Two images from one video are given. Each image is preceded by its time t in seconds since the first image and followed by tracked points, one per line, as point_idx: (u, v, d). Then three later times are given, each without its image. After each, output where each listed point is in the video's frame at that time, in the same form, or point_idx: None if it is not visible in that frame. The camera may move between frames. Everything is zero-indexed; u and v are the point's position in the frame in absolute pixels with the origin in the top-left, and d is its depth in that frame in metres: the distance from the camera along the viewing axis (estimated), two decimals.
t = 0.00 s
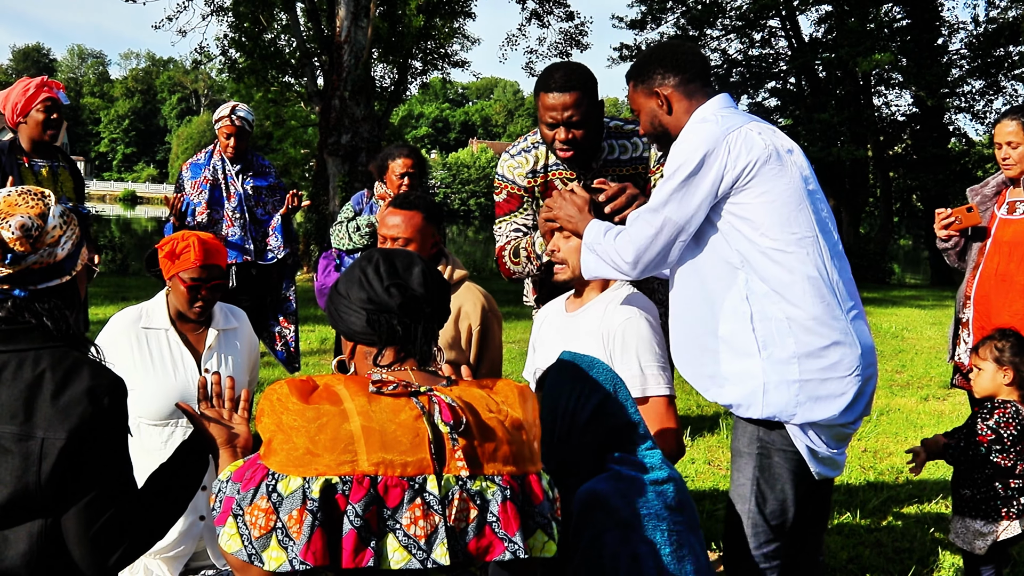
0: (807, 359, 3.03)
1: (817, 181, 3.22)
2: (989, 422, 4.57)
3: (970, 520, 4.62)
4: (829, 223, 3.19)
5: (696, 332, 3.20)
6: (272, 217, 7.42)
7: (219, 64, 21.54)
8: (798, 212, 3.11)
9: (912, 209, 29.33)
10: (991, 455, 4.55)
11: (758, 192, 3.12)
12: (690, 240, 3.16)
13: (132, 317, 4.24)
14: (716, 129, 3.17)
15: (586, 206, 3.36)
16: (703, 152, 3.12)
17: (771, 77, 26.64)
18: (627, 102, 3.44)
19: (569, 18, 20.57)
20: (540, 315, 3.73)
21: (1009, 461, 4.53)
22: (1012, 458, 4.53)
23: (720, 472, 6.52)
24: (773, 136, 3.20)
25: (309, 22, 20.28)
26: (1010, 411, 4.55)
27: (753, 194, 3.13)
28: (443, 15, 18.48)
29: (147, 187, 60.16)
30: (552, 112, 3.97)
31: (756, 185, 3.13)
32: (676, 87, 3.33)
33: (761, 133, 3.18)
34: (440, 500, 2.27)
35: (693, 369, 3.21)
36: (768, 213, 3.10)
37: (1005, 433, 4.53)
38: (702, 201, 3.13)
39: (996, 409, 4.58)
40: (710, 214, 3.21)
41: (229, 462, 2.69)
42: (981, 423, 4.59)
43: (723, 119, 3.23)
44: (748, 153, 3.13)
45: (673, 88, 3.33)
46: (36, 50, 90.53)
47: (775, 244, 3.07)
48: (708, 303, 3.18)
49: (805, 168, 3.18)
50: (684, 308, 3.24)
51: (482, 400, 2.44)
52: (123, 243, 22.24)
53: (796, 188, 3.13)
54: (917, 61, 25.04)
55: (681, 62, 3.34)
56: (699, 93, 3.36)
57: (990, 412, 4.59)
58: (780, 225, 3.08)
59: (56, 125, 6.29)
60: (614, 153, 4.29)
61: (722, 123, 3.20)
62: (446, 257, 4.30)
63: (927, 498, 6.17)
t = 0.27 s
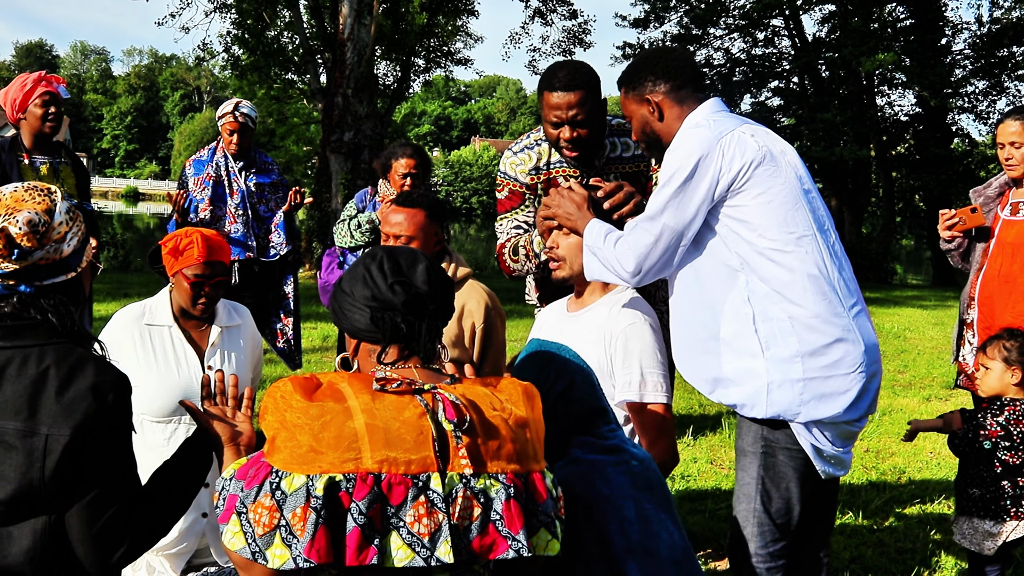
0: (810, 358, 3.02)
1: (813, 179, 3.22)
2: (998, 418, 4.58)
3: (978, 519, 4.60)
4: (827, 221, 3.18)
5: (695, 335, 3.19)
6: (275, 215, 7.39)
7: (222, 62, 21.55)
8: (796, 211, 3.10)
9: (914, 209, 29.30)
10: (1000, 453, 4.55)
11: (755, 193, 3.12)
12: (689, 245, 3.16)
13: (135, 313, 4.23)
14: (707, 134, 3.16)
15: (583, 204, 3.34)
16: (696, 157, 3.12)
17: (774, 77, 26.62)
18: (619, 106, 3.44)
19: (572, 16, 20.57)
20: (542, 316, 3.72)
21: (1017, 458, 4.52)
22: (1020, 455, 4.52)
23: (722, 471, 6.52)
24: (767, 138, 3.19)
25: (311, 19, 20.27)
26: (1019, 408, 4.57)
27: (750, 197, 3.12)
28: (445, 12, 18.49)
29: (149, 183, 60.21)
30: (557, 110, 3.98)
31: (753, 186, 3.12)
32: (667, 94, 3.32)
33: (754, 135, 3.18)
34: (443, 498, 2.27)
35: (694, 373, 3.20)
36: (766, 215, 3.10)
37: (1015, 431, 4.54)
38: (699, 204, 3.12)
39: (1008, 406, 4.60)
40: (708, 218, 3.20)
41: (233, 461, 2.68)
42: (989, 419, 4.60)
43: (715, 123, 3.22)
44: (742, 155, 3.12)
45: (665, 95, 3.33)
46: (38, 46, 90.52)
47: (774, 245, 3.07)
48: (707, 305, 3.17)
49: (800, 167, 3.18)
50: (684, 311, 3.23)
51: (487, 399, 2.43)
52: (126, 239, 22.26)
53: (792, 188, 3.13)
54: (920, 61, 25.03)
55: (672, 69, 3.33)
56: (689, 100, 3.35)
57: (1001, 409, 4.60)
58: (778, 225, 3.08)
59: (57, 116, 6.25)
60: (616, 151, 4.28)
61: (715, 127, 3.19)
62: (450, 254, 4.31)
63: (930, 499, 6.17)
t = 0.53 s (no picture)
0: (805, 357, 3.01)
1: (811, 177, 3.21)
2: (1008, 412, 4.58)
3: (985, 515, 4.63)
4: (824, 219, 3.18)
5: (693, 333, 3.19)
6: (276, 210, 7.40)
7: (224, 57, 21.53)
8: (792, 209, 3.10)
9: (915, 207, 29.29)
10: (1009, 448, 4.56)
11: (750, 192, 3.11)
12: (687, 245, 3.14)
13: (137, 309, 4.23)
14: (703, 133, 3.15)
15: (588, 204, 3.29)
16: (692, 156, 3.11)
17: (776, 74, 26.60)
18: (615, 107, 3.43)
19: (574, 13, 20.56)
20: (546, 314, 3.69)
21: None
22: None
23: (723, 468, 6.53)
24: (764, 136, 3.18)
25: (313, 15, 20.26)
26: None
27: (746, 195, 3.12)
28: (447, 9, 18.49)
29: (150, 179, 60.18)
30: (555, 105, 3.97)
31: (749, 184, 3.11)
32: (664, 95, 3.32)
33: (750, 133, 3.17)
34: (446, 496, 2.27)
35: (692, 372, 3.19)
36: (762, 213, 3.09)
37: None
38: (696, 203, 3.10)
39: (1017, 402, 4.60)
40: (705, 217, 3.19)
41: (235, 457, 2.67)
42: (1000, 412, 4.60)
43: (712, 122, 3.21)
44: (738, 154, 3.11)
45: (660, 96, 3.32)
46: (39, 40, 90.40)
47: (770, 243, 3.06)
48: (702, 302, 3.17)
49: (798, 164, 3.17)
50: (682, 309, 3.23)
51: (490, 396, 2.42)
52: (127, 235, 22.27)
53: (789, 186, 3.12)
54: (923, 59, 25.01)
55: (668, 71, 3.33)
56: (686, 100, 3.33)
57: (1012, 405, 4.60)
58: (774, 224, 3.07)
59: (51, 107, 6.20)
60: (616, 147, 4.27)
61: (711, 126, 3.19)
62: (453, 252, 4.32)
63: (931, 497, 6.17)
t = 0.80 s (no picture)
0: (802, 355, 3.02)
1: (811, 175, 3.21)
2: (1018, 413, 4.61)
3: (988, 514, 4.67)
4: (823, 217, 3.17)
5: (690, 329, 3.19)
6: (274, 207, 7.40)
7: (222, 55, 21.51)
8: (790, 207, 3.10)
9: (914, 206, 29.31)
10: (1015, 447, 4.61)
11: (748, 190, 3.11)
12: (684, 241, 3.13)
13: (135, 307, 4.23)
14: (702, 130, 3.15)
15: (582, 199, 3.09)
16: (690, 153, 3.10)
17: (775, 73, 26.59)
18: (620, 100, 3.43)
19: (573, 11, 20.57)
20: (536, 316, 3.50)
21: None
22: None
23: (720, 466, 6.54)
24: (763, 134, 3.18)
25: (312, 12, 20.25)
26: None
27: (744, 193, 3.12)
28: (446, 7, 18.49)
29: (148, 176, 60.12)
30: (553, 101, 3.94)
31: (748, 182, 3.11)
32: (669, 88, 3.32)
33: (749, 131, 3.17)
34: (445, 494, 2.26)
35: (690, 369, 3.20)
36: (760, 212, 3.09)
37: None
38: (693, 201, 3.09)
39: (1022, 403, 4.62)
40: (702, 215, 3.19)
41: (234, 454, 2.67)
42: (1012, 413, 4.63)
43: (712, 119, 3.21)
44: (736, 152, 3.12)
45: (666, 88, 3.32)
46: (38, 37, 90.28)
47: (767, 242, 3.06)
48: (700, 297, 3.17)
49: (797, 163, 3.17)
50: (679, 306, 3.22)
51: (489, 394, 2.42)
52: (125, 232, 22.27)
53: (787, 184, 3.12)
54: (921, 58, 25.02)
55: (674, 63, 3.32)
56: (691, 93, 3.33)
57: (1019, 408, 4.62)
58: (772, 223, 3.07)
59: (45, 101, 6.18)
60: (613, 145, 4.30)
61: (711, 123, 3.19)
62: (453, 250, 4.31)
63: (928, 495, 6.18)
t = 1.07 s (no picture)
0: (811, 353, 3.03)
1: (813, 175, 3.23)
2: None
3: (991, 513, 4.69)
4: (825, 217, 3.19)
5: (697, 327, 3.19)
6: (273, 205, 7.39)
7: (221, 53, 21.50)
8: (796, 208, 3.11)
9: (912, 205, 29.31)
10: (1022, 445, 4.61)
11: (754, 190, 3.11)
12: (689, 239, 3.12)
13: (134, 304, 4.22)
14: (707, 131, 3.14)
15: (576, 195, 3.01)
16: (697, 155, 3.08)
17: (774, 71, 26.60)
18: (620, 100, 3.42)
19: (572, 10, 20.56)
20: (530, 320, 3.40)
21: None
22: None
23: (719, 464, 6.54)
24: (767, 134, 3.18)
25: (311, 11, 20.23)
26: None
27: (750, 193, 3.12)
28: (445, 5, 18.49)
29: (147, 174, 60.07)
30: (550, 97, 3.95)
31: (753, 182, 3.11)
32: (669, 88, 3.31)
33: (754, 132, 3.16)
34: (444, 493, 2.27)
35: (696, 367, 3.21)
36: (766, 213, 3.10)
37: None
38: (698, 200, 3.09)
39: None
40: (707, 214, 3.19)
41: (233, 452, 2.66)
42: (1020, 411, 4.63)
43: (715, 120, 3.20)
44: (743, 153, 3.11)
45: (666, 88, 3.31)
46: (36, 35, 90.19)
47: (775, 243, 3.07)
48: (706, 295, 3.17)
49: (800, 163, 3.18)
50: (685, 305, 3.22)
51: (488, 393, 2.42)
52: (124, 230, 22.28)
53: (793, 184, 3.13)
54: (920, 57, 25.01)
55: (673, 62, 3.32)
56: (691, 93, 3.34)
57: None
58: (778, 223, 3.08)
59: (39, 100, 6.20)
60: (610, 142, 4.27)
61: (715, 124, 3.18)
62: (452, 247, 4.29)
63: (926, 494, 6.19)
